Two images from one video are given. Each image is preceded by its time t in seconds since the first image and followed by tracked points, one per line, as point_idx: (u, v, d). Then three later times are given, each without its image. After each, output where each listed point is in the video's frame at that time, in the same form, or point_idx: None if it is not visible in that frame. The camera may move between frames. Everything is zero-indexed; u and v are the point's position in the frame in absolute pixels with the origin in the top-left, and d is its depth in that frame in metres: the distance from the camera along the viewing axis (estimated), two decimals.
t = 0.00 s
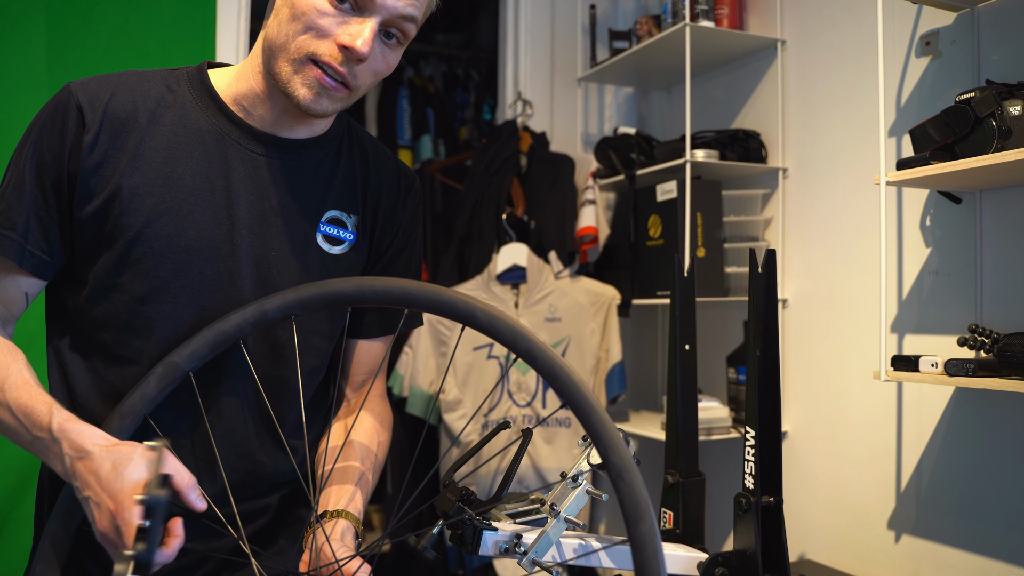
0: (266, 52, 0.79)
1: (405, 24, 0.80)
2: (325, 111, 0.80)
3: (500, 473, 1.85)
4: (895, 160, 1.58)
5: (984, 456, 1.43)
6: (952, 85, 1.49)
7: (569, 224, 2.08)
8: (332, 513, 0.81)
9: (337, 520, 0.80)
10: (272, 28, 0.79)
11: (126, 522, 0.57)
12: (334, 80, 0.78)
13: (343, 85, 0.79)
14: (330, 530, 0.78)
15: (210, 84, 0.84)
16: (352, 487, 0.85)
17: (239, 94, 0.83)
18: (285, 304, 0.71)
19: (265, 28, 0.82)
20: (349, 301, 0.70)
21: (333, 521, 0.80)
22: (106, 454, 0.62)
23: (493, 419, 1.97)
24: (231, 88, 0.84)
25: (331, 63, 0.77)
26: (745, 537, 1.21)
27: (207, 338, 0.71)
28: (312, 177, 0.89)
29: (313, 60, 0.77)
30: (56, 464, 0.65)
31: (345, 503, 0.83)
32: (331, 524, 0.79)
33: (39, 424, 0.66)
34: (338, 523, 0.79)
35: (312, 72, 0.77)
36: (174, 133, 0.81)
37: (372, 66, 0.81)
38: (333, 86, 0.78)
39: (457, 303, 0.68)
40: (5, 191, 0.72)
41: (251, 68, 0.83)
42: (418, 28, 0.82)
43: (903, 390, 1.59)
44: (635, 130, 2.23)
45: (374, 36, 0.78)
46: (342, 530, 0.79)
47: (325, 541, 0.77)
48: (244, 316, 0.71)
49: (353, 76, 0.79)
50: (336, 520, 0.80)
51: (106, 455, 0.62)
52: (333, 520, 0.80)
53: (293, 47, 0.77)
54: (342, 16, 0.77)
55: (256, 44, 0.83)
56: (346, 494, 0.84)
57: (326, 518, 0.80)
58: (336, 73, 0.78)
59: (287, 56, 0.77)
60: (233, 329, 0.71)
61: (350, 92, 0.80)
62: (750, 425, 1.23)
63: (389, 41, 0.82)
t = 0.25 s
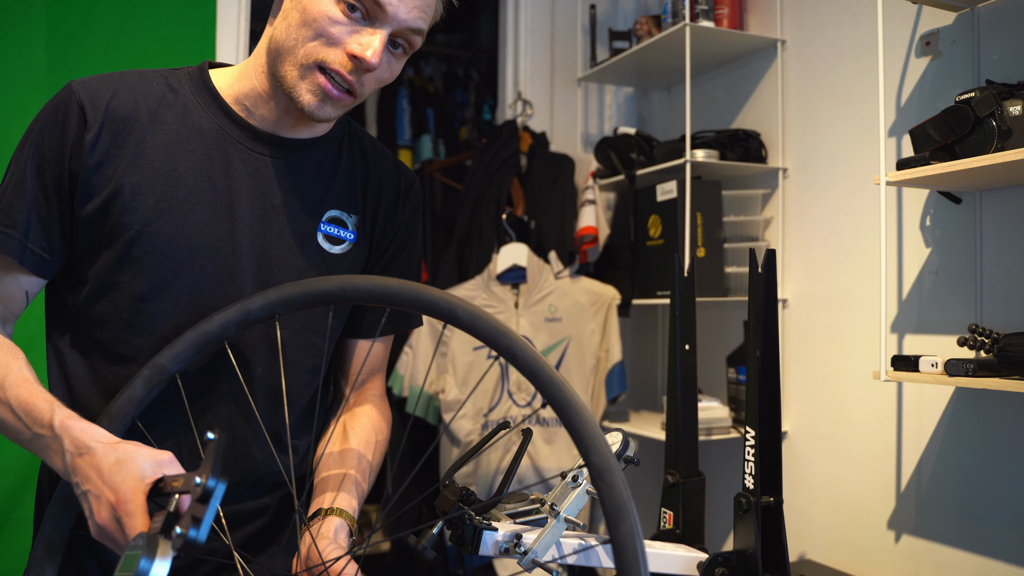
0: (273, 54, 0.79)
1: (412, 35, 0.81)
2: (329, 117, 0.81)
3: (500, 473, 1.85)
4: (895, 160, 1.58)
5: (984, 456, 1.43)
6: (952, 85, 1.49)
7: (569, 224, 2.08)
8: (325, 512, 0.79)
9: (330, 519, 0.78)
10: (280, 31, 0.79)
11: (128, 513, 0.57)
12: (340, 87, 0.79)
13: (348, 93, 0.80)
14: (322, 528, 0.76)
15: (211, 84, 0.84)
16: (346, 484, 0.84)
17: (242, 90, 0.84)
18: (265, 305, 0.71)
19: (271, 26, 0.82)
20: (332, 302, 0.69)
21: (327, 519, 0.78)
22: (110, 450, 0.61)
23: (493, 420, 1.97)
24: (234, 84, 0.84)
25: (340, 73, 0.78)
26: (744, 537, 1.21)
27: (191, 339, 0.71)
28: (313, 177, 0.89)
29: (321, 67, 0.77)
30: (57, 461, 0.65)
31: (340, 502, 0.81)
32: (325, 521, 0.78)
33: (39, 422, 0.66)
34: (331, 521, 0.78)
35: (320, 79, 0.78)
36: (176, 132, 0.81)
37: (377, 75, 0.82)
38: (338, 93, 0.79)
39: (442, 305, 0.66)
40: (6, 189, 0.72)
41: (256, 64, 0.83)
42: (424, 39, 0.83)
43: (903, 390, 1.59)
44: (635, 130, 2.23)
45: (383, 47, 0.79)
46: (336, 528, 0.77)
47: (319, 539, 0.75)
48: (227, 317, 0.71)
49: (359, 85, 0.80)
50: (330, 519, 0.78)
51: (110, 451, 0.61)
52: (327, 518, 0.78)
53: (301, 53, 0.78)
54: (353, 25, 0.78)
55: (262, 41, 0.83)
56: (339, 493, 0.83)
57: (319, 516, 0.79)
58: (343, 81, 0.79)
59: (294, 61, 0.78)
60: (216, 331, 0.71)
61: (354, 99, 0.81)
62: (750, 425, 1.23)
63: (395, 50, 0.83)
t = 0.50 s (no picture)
0: (278, 60, 0.79)
1: (417, 42, 0.82)
2: (335, 125, 0.81)
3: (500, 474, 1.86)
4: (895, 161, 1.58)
5: (984, 456, 1.43)
6: (952, 85, 1.49)
7: (569, 225, 2.08)
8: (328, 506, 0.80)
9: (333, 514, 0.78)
10: (286, 37, 0.79)
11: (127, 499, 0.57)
12: (347, 96, 0.80)
13: (355, 101, 0.81)
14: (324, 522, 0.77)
15: (215, 84, 0.84)
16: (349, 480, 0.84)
17: (249, 98, 0.83)
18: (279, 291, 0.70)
19: (276, 31, 0.82)
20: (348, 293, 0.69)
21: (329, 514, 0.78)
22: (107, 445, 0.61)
23: (494, 420, 1.97)
24: (239, 89, 0.84)
25: (347, 81, 0.78)
26: (744, 537, 1.21)
27: (203, 324, 0.70)
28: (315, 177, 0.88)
29: (329, 76, 0.77)
30: (57, 460, 0.65)
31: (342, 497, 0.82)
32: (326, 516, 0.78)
33: (41, 420, 0.66)
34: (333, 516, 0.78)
35: (327, 88, 0.78)
36: (180, 131, 0.81)
37: (383, 82, 0.82)
38: (345, 101, 0.80)
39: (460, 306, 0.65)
40: (9, 186, 0.72)
41: (261, 72, 0.83)
42: (428, 46, 0.84)
43: (903, 390, 1.59)
44: (635, 130, 2.23)
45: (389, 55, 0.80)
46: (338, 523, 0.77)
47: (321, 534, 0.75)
48: (241, 303, 0.70)
49: (366, 94, 0.80)
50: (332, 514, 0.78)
51: (106, 447, 0.61)
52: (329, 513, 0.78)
53: (310, 62, 0.78)
54: (359, 34, 0.78)
55: (267, 48, 0.83)
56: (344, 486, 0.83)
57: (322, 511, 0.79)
58: (350, 89, 0.79)
59: (303, 70, 0.78)
60: (230, 315, 0.70)
61: (360, 107, 0.81)
62: (750, 425, 1.24)
63: (400, 57, 0.83)
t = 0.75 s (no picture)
0: (252, 49, 0.74)
1: (408, 58, 0.77)
2: (302, 125, 0.79)
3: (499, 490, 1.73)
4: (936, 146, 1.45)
5: None
6: (996, 64, 1.36)
7: (575, 219, 1.94)
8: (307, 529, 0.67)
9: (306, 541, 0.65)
10: (265, 26, 0.73)
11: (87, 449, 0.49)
12: (321, 100, 0.76)
13: (329, 107, 0.78)
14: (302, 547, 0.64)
15: (171, 55, 0.77)
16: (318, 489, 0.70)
17: (213, 75, 0.78)
18: (184, 213, 0.53)
19: (253, 9, 0.75)
20: (351, 166, 0.47)
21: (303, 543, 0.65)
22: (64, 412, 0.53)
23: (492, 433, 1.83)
24: (202, 64, 0.78)
25: (325, 90, 0.74)
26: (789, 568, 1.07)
27: (107, 296, 0.54)
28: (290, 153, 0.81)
29: (307, 82, 0.74)
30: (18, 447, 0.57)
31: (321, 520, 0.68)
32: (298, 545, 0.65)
33: None
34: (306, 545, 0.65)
35: (303, 92, 0.74)
36: (131, 105, 0.74)
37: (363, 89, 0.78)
38: (317, 104, 0.76)
39: (516, 218, 0.41)
40: None
41: (228, 49, 0.77)
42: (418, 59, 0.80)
43: (942, 399, 1.45)
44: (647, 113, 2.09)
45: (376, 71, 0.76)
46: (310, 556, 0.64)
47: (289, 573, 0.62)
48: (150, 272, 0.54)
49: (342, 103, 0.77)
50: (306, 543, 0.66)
51: (61, 418, 0.51)
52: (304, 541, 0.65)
53: (289, 63, 0.74)
54: (347, 43, 0.73)
55: (236, 24, 0.77)
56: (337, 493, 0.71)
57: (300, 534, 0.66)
58: (327, 97, 0.76)
59: (280, 70, 0.74)
60: (131, 273, 0.54)
61: (332, 111, 0.78)
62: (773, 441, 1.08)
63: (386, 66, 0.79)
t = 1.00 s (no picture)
0: (268, 62, 0.73)
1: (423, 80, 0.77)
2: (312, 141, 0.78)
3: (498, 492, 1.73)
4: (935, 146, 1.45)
5: None
6: (996, 64, 1.36)
7: (576, 218, 1.94)
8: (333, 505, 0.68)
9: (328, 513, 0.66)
10: (283, 39, 0.72)
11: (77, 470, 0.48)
12: (333, 117, 0.75)
13: (341, 124, 0.76)
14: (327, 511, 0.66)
15: (187, 61, 0.77)
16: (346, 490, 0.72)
17: (230, 85, 0.77)
18: (177, 218, 0.53)
19: (271, 22, 0.74)
20: (335, 185, 0.46)
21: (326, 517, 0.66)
22: (61, 426, 0.52)
23: (491, 433, 1.83)
24: (216, 72, 0.77)
25: (338, 108, 0.73)
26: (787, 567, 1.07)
27: (97, 309, 0.56)
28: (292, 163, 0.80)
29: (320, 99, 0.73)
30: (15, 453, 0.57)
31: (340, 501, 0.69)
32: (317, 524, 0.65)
33: None
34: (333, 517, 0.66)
35: (315, 109, 0.74)
36: (144, 114, 0.74)
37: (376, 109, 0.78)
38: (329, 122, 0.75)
39: (497, 241, 0.39)
40: None
41: (245, 59, 0.76)
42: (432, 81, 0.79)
43: (942, 399, 1.45)
44: (647, 114, 2.08)
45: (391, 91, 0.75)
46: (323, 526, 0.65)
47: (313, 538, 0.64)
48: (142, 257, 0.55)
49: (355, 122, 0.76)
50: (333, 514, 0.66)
51: (57, 428, 0.52)
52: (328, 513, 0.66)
53: (302, 76, 0.73)
54: (365, 62, 0.72)
55: (256, 34, 0.76)
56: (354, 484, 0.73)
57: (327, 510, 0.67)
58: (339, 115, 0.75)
59: (294, 84, 0.73)
60: (118, 288, 0.55)
61: (343, 129, 0.77)
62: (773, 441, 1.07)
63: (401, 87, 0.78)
